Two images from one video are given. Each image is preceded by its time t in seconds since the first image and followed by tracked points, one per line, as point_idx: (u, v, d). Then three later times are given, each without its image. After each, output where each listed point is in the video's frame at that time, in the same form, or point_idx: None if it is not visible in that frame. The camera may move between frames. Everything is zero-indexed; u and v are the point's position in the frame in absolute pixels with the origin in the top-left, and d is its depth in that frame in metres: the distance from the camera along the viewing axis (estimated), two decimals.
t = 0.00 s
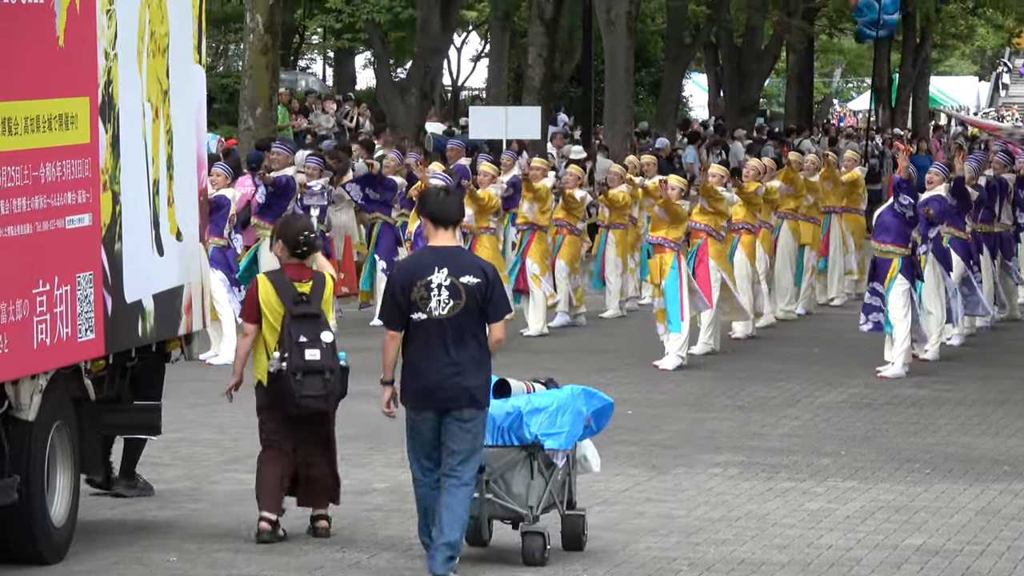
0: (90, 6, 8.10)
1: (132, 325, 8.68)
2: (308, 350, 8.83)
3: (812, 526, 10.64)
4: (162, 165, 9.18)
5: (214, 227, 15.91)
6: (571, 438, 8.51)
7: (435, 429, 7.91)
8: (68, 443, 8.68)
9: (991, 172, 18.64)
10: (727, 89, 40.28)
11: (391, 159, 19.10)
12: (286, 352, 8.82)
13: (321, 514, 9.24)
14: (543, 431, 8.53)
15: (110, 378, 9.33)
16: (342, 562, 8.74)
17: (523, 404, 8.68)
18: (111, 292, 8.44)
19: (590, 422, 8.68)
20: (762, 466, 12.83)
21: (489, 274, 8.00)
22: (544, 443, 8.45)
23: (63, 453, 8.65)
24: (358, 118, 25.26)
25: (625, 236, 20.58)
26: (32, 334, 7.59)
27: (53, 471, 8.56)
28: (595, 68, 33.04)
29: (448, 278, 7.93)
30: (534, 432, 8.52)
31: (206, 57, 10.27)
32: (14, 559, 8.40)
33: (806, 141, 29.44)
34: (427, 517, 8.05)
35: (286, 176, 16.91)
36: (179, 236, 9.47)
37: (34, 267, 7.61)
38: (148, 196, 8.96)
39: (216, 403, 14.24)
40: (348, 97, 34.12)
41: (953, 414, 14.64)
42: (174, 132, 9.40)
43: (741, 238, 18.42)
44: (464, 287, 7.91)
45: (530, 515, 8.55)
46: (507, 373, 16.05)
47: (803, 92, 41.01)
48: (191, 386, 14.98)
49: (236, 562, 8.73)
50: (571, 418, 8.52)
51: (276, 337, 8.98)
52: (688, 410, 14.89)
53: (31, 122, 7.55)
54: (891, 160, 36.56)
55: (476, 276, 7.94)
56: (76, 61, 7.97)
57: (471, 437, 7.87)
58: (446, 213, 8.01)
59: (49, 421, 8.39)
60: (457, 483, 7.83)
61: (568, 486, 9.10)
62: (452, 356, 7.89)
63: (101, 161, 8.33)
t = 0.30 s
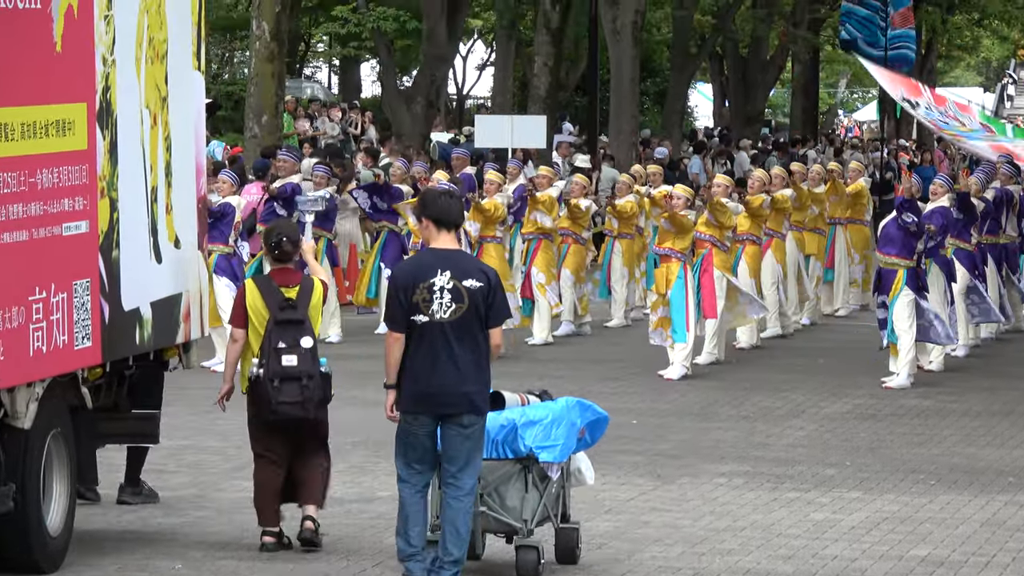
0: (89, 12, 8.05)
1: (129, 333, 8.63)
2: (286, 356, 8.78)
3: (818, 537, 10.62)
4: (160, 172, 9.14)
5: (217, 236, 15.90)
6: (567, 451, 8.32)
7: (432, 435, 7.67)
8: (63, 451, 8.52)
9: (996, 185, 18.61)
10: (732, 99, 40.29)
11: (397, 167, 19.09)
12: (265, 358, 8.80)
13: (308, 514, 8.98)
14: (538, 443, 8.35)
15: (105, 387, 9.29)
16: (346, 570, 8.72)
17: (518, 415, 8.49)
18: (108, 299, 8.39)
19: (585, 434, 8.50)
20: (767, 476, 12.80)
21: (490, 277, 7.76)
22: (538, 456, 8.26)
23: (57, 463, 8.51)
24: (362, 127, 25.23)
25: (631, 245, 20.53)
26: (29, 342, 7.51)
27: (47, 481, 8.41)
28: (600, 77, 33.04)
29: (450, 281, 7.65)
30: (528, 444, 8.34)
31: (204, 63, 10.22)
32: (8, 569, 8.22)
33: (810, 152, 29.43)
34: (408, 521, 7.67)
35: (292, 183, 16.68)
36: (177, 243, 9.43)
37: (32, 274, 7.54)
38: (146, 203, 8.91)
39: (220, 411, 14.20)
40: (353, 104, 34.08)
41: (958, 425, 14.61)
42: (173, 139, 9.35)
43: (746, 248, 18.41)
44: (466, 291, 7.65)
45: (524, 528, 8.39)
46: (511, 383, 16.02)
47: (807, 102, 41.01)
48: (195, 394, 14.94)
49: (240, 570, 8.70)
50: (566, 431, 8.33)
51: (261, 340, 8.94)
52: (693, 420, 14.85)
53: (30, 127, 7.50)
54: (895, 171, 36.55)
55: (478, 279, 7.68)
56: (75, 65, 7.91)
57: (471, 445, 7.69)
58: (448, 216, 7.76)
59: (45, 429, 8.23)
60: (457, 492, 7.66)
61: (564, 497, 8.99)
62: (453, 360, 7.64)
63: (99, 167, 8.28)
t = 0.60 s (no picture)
0: (88, 24, 8.05)
1: (127, 345, 8.61)
2: (283, 376, 8.51)
3: (823, 551, 10.60)
4: (159, 184, 9.14)
5: (221, 247, 15.88)
6: (561, 468, 8.01)
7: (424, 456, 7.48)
8: (59, 465, 8.52)
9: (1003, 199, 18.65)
10: (737, 112, 40.37)
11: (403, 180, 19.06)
12: (262, 379, 8.53)
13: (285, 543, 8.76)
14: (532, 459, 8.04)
15: (103, 400, 9.30)
16: None
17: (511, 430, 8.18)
18: (106, 312, 8.38)
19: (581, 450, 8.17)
20: (772, 489, 12.77)
21: (478, 293, 7.56)
22: (532, 473, 7.95)
23: (54, 477, 8.49)
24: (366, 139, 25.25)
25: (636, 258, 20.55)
26: (26, 355, 7.49)
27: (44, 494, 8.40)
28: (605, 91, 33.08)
29: (436, 299, 7.47)
30: (522, 460, 8.04)
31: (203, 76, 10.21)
32: None
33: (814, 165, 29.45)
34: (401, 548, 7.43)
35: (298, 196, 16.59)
36: (176, 256, 9.41)
37: (28, 286, 7.53)
38: (144, 216, 8.90)
39: (223, 422, 14.19)
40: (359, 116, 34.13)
41: (963, 439, 14.59)
42: (172, 151, 9.34)
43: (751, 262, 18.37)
44: (453, 309, 7.47)
45: (518, 545, 8.12)
46: (515, 395, 16.01)
47: (812, 115, 41.07)
48: (199, 405, 14.93)
49: None
50: (560, 447, 8.02)
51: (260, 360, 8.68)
52: (698, 433, 14.83)
53: (30, 139, 7.50)
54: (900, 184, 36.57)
55: (465, 297, 7.50)
56: (74, 77, 7.91)
57: (465, 462, 7.52)
58: (435, 233, 7.56)
59: (42, 442, 8.22)
60: (455, 508, 7.56)
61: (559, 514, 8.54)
62: (443, 379, 7.46)
63: (97, 179, 8.27)
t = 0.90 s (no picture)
0: (87, 34, 8.07)
1: (125, 356, 8.62)
2: (287, 383, 8.34)
3: (829, 563, 10.59)
4: (158, 196, 9.15)
5: (226, 258, 15.87)
6: (558, 483, 7.79)
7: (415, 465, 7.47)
8: (57, 478, 8.52)
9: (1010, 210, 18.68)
10: (743, 124, 40.42)
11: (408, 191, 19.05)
12: (266, 385, 8.37)
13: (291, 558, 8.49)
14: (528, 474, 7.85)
15: (101, 413, 9.30)
16: None
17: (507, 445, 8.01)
18: (105, 323, 8.40)
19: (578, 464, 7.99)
20: (777, 501, 12.77)
21: (468, 302, 7.53)
22: (529, 487, 7.76)
23: (52, 489, 8.50)
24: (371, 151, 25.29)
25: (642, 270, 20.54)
26: (23, 367, 7.51)
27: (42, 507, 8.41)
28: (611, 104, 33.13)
29: (423, 306, 7.46)
30: (518, 475, 7.85)
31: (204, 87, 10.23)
32: None
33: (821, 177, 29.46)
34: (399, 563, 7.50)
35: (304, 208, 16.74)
36: (176, 267, 9.42)
37: (26, 299, 7.55)
38: (144, 227, 8.92)
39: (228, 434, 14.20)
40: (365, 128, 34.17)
41: (968, 451, 14.57)
42: (171, 162, 9.36)
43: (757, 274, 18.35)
44: (439, 316, 7.45)
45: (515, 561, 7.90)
46: (520, 407, 16.01)
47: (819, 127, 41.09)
48: (204, 417, 14.95)
49: None
50: (558, 460, 7.82)
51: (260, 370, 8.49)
52: (703, 445, 14.82)
53: (29, 149, 7.53)
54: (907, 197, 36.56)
55: (452, 304, 7.48)
56: (73, 89, 7.93)
57: (457, 472, 7.46)
58: (422, 241, 7.59)
59: (40, 455, 8.23)
60: (447, 517, 7.49)
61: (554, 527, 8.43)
62: (430, 387, 7.45)
63: (95, 190, 8.29)
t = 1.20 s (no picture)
0: (81, 45, 8.10)
1: (118, 367, 8.63)
2: (277, 396, 8.05)
3: (829, 573, 10.58)
4: (153, 206, 9.17)
5: (225, 269, 16.15)
6: (552, 495, 7.87)
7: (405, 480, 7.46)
8: (50, 490, 8.53)
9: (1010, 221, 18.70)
10: (745, 134, 40.43)
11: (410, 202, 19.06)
12: (256, 398, 8.06)
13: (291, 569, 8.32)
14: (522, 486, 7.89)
15: (95, 425, 9.30)
16: None
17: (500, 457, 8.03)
18: (98, 334, 8.41)
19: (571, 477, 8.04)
20: (779, 511, 12.76)
21: (465, 318, 7.55)
22: (523, 499, 7.81)
23: (45, 501, 8.51)
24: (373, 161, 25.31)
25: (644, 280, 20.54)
26: (16, 379, 7.52)
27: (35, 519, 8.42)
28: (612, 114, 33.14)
29: (420, 321, 7.47)
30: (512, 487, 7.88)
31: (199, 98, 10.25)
32: None
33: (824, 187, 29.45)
34: None
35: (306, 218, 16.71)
36: (170, 278, 9.43)
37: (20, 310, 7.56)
38: (138, 238, 8.94)
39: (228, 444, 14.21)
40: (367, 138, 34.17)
41: (970, 461, 14.57)
42: (165, 172, 9.37)
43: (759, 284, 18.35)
44: (436, 331, 7.45)
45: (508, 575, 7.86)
46: (522, 417, 16.00)
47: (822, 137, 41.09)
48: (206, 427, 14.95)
49: None
50: (552, 473, 7.88)
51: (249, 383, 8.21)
52: (705, 455, 14.82)
53: (23, 160, 7.55)
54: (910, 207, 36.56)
55: (449, 319, 7.48)
56: (66, 100, 7.96)
57: (442, 490, 7.42)
58: (420, 257, 7.60)
59: (33, 467, 8.24)
60: (428, 537, 7.38)
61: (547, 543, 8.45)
62: (422, 403, 7.45)
63: (89, 202, 8.31)
